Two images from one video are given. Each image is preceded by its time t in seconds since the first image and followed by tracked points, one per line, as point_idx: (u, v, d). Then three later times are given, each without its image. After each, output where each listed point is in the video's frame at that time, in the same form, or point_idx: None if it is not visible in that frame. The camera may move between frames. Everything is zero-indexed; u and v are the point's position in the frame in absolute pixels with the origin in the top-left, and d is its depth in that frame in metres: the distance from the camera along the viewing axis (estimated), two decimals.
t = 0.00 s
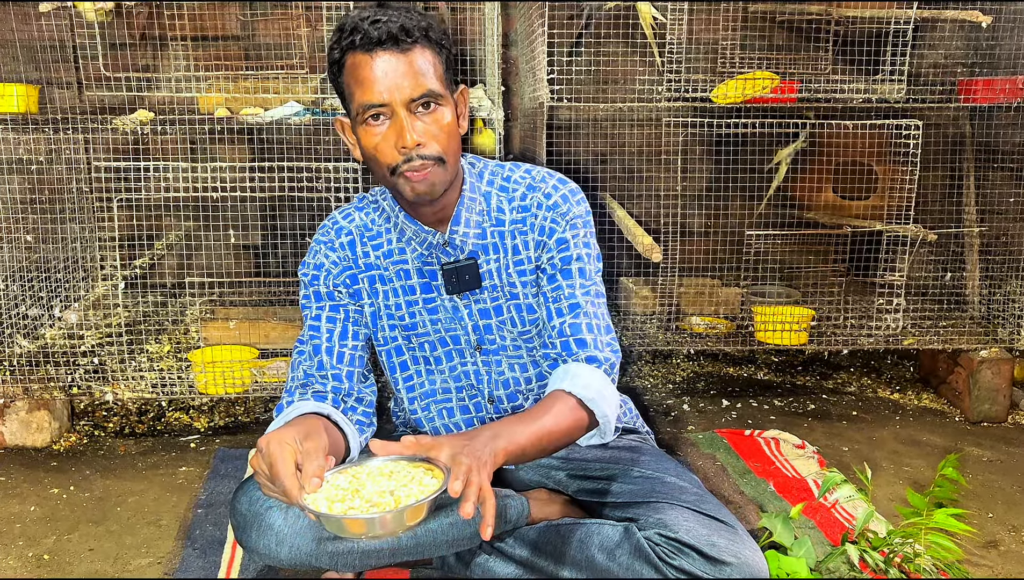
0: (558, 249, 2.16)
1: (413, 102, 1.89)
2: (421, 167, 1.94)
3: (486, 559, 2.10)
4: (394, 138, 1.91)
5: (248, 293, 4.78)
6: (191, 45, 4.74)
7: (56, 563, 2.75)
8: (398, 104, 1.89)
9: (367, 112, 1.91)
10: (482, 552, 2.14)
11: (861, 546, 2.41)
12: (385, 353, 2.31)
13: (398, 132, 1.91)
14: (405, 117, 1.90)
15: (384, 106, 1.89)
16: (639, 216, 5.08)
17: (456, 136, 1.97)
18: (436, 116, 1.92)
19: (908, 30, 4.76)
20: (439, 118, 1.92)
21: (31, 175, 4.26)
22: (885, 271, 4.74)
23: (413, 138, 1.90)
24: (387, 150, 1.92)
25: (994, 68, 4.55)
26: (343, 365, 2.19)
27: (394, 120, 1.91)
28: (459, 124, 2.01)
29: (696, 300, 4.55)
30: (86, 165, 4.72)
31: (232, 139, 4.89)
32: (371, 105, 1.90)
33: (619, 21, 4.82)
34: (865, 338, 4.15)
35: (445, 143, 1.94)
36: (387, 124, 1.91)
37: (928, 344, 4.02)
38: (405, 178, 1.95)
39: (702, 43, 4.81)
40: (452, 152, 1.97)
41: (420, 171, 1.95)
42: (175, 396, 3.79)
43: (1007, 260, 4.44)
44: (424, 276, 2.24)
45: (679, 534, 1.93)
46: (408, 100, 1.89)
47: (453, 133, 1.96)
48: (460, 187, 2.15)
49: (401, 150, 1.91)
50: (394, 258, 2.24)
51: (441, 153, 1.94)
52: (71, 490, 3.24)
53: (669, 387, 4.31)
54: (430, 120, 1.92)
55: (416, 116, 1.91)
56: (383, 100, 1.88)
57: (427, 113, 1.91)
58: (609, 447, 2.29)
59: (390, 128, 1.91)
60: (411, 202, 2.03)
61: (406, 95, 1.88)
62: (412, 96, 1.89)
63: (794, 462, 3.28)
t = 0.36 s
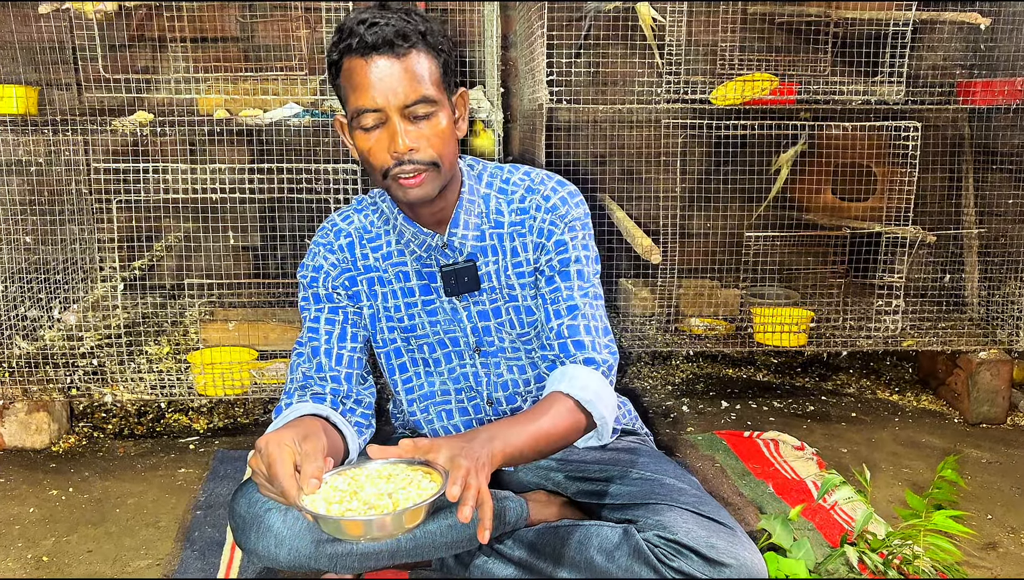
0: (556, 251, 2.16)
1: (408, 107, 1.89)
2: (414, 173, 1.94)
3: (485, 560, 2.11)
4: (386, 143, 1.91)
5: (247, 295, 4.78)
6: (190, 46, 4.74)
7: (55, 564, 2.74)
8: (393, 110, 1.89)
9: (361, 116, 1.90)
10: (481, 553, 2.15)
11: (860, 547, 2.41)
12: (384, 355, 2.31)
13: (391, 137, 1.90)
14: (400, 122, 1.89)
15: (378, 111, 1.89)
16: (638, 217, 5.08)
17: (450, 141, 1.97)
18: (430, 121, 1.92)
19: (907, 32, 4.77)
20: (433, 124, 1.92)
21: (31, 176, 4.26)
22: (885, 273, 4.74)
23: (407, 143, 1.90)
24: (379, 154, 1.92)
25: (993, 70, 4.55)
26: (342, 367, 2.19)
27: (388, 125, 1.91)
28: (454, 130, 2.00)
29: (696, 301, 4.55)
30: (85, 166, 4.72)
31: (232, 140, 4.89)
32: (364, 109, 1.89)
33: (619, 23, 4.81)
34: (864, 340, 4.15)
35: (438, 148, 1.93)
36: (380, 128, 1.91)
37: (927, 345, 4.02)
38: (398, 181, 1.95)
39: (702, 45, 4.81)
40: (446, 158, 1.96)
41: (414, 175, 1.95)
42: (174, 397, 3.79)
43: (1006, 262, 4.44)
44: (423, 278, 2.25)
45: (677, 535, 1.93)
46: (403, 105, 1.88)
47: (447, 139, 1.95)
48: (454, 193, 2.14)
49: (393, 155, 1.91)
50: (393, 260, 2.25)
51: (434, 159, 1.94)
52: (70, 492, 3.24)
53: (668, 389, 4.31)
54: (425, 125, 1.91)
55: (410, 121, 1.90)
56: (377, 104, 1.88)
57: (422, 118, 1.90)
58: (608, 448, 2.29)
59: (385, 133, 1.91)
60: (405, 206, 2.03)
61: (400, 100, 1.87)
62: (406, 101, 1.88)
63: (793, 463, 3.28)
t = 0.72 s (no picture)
0: (557, 252, 2.16)
1: (414, 105, 1.89)
2: (433, 167, 1.94)
3: (485, 561, 2.11)
4: (400, 144, 1.91)
5: (247, 295, 4.78)
6: (190, 47, 4.74)
7: (55, 565, 2.74)
8: (400, 110, 1.89)
9: (369, 122, 1.91)
10: (480, 554, 2.15)
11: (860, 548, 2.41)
12: (384, 356, 2.31)
13: (404, 138, 1.91)
14: (408, 121, 1.90)
15: (386, 114, 1.90)
16: (638, 217, 5.08)
17: (459, 133, 1.98)
18: (438, 115, 1.93)
19: (907, 33, 4.77)
20: (440, 117, 1.93)
21: (30, 177, 4.27)
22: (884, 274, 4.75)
23: (419, 140, 1.91)
24: (396, 157, 1.93)
25: (993, 71, 4.55)
26: (342, 367, 2.19)
27: (397, 127, 1.91)
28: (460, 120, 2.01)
29: (695, 302, 4.55)
30: (86, 167, 4.72)
31: (231, 141, 4.90)
32: (372, 116, 1.90)
33: (619, 24, 4.81)
34: (865, 340, 4.15)
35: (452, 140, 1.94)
36: (391, 131, 1.92)
37: (928, 346, 4.02)
38: (417, 180, 1.95)
39: (702, 46, 4.81)
40: (459, 149, 1.97)
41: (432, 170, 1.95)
42: (174, 398, 3.79)
43: (1006, 263, 4.44)
44: (424, 278, 2.25)
45: (677, 536, 1.93)
46: (409, 104, 1.89)
47: (457, 130, 1.96)
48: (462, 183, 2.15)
49: (410, 154, 1.91)
50: (394, 261, 2.25)
51: (450, 151, 1.95)
52: (70, 492, 3.24)
53: (668, 390, 4.31)
54: (433, 120, 1.92)
55: (418, 118, 1.91)
56: (384, 108, 1.89)
57: (429, 113, 1.91)
58: (609, 448, 2.28)
59: (395, 135, 1.92)
60: (425, 204, 2.04)
61: (406, 99, 1.88)
62: (411, 100, 1.89)
63: (793, 464, 3.28)
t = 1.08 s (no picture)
0: (555, 254, 2.16)
1: (402, 117, 1.88)
2: (411, 182, 1.95)
3: (486, 560, 2.11)
4: (382, 155, 1.91)
5: (248, 294, 4.77)
6: (191, 46, 4.74)
7: (58, 564, 2.75)
8: (387, 121, 1.88)
9: (355, 128, 1.90)
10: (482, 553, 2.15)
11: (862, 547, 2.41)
12: (384, 356, 2.31)
13: (386, 149, 1.91)
14: (395, 133, 1.89)
15: (373, 124, 1.88)
16: (640, 216, 5.09)
17: (447, 147, 1.97)
18: (426, 129, 1.92)
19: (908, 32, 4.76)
20: (427, 134, 1.92)
21: (31, 176, 4.26)
22: (886, 273, 4.74)
23: (404, 154, 1.90)
24: (376, 166, 1.93)
25: (995, 69, 4.54)
26: (341, 367, 2.19)
27: (384, 137, 1.91)
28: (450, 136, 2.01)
29: (697, 301, 4.55)
30: (87, 166, 4.72)
31: (232, 140, 4.91)
32: (358, 122, 1.89)
33: (620, 23, 4.81)
34: (866, 340, 4.15)
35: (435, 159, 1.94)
36: (375, 140, 1.91)
37: (929, 345, 4.02)
38: (398, 191, 1.96)
39: (703, 45, 4.81)
40: (444, 164, 1.97)
41: (414, 184, 1.96)
42: (176, 397, 3.78)
43: (1007, 261, 4.44)
44: (423, 280, 2.25)
45: (679, 535, 1.93)
46: (397, 116, 1.88)
47: (444, 145, 1.96)
48: (452, 196, 2.15)
49: (389, 167, 1.91)
50: (393, 261, 2.25)
51: (431, 168, 1.95)
52: (71, 491, 3.24)
53: (669, 389, 4.31)
54: (420, 134, 1.92)
55: (404, 132, 1.90)
56: (371, 117, 1.88)
57: (417, 127, 1.91)
58: (610, 447, 2.28)
59: (380, 145, 1.91)
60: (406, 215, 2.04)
61: (394, 111, 1.87)
62: (399, 112, 1.88)
63: (794, 463, 3.28)
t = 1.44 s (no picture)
0: (556, 251, 2.15)
1: (404, 86, 1.90)
2: (410, 150, 1.93)
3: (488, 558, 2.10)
4: (383, 121, 1.91)
5: (249, 292, 4.77)
6: (191, 44, 4.73)
7: (59, 562, 2.74)
8: (389, 88, 1.90)
9: (358, 95, 1.92)
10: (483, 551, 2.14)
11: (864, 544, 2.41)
12: (384, 353, 2.31)
13: (388, 115, 1.91)
14: (396, 100, 1.90)
15: (375, 89, 1.90)
16: (641, 214, 5.08)
17: (448, 125, 1.97)
18: (427, 102, 1.92)
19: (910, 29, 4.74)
20: (429, 104, 1.92)
21: (32, 174, 4.25)
22: (887, 271, 4.74)
23: (403, 121, 1.90)
24: (376, 132, 1.92)
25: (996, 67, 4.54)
26: (342, 365, 2.19)
27: (385, 105, 1.91)
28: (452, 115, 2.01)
29: (698, 299, 4.55)
30: (87, 164, 4.72)
31: (233, 138, 4.90)
32: (361, 88, 1.91)
33: (622, 20, 4.80)
34: (867, 338, 4.14)
35: (435, 130, 1.93)
36: (377, 106, 1.92)
37: (930, 343, 4.02)
38: (395, 163, 1.94)
39: (704, 43, 4.81)
40: (444, 141, 1.96)
41: (412, 156, 1.94)
42: (177, 395, 3.78)
43: (1009, 259, 4.43)
44: (423, 275, 2.24)
45: (681, 533, 1.93)
46: (399, 84, 1.90)
47: (445, 121, 1.95)
48: (455, 183, 2.13)
49: (390, 132, 1.91)
50: (393, 257, 2.24)
51: (431, 140, 1.94)
52: (72, 490, 3.24)
53: (671, 386, 4.30)
54: (421, 106, 1.92)
55: (406, 100, 1.91)
56: (374, 83, 1.89)
57: (418, 98, 1.91)
58: (611, 445, 2.28)
59: (381, 113, 1.91)
60: (404, 191, 2.02)
61: (397, 78, 1.89)
62: (403, 80, 1.90)
63: (796, 461, 3.27)
